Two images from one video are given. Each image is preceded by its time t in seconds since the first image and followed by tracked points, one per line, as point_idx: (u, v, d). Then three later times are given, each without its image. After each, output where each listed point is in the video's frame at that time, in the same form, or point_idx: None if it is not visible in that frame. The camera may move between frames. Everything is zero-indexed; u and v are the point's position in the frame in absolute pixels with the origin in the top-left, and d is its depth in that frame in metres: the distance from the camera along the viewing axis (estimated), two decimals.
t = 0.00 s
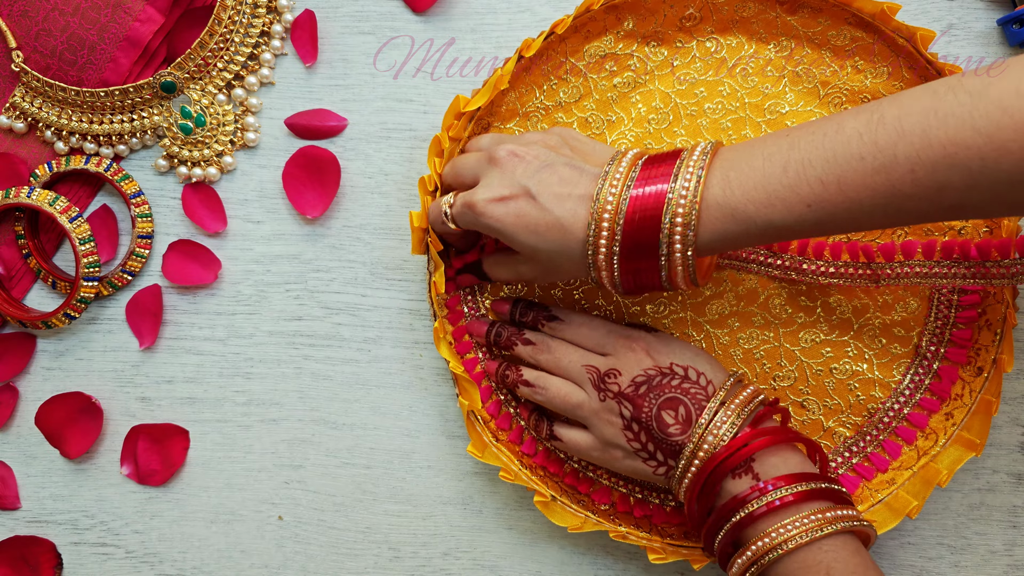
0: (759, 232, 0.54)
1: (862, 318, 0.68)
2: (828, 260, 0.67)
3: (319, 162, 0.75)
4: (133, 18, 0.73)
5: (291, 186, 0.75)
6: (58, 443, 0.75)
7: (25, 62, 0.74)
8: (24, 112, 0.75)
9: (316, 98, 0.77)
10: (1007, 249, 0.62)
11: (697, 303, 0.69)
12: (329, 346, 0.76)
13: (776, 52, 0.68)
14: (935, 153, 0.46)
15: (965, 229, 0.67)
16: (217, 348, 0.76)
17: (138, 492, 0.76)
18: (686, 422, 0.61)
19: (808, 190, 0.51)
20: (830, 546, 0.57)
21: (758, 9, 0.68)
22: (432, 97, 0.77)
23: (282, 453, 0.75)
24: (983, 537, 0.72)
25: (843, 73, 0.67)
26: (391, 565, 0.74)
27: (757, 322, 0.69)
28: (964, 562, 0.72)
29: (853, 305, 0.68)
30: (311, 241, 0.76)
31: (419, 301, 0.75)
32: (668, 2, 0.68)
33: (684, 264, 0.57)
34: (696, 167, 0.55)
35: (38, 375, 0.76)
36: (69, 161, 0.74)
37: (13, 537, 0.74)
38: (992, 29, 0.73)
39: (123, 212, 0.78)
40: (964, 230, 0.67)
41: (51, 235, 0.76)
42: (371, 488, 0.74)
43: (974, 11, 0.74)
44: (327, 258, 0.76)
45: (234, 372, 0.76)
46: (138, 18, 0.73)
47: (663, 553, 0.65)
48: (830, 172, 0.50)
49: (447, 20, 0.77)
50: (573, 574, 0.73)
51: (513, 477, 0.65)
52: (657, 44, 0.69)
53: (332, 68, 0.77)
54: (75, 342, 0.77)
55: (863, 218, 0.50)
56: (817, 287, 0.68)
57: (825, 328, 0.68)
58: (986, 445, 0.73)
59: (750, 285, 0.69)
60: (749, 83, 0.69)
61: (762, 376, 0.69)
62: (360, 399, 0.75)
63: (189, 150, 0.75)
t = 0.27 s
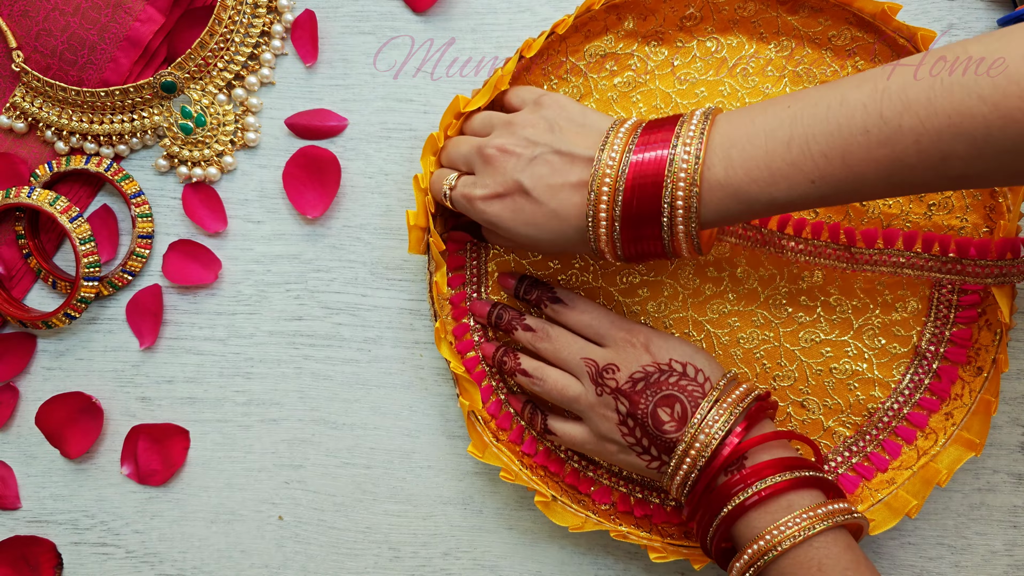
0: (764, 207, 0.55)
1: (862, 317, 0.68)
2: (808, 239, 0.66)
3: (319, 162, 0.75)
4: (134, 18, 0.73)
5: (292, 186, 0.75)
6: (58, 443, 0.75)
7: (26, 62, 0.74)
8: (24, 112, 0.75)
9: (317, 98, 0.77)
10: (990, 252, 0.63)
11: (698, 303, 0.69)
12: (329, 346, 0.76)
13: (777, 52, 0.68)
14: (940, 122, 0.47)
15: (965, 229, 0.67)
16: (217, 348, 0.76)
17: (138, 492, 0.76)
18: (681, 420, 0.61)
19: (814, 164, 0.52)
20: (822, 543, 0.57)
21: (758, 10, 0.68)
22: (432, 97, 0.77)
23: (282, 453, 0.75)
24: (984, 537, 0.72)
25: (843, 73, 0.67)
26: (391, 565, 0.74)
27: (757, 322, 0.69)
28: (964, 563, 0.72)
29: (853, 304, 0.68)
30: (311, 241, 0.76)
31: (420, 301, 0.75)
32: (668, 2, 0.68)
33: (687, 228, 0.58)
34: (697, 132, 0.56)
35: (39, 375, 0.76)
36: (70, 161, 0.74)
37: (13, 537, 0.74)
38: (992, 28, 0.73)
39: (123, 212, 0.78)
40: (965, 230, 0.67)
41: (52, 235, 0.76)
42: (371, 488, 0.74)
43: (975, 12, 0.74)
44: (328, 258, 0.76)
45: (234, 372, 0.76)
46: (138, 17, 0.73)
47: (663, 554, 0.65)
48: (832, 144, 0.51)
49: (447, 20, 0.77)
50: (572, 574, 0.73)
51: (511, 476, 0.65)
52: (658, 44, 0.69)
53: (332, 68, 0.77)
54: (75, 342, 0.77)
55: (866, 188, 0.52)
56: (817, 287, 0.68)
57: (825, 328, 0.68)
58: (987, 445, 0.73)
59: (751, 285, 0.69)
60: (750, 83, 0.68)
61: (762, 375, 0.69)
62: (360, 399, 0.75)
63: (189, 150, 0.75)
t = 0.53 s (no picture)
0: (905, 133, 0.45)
1: (862, 317, 0.68)
2: (810, 238, 0.67)
3: (320, 163, 0.75)
4: (135, 18, 0.74)
5: (293, 187, 0.75)
6: (59, 442, 0.75)
7: (27, 63, 0.74)
8: (25, 112, 0.75)
9: (317, 98, 0.77)
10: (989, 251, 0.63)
11: (698, 302, 0.69)
12: (330, 346, 0.76)
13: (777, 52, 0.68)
14: None
15: (965, 227, 0.66)
16: (218, 348, 0.76)
17: (138, 491, 0.76)
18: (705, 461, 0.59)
19: (880, 121, 0.45)
20: None
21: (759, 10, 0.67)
22: (432, 97, 0.77)
23: (282, 452, 0.75)
24: (983, 537, 0.72)
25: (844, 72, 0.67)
26: (392, 565, 0.74)
27: (756, 320, 0.69)
28: (964, 563, 0.72)
29: (854, 303, 0.68)
30: (311, 241, 0.76)
31: (420, 301, 0.75)
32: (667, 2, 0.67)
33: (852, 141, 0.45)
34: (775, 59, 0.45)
35: (39, 375, 0.76)
36: (71, 161, 0.74)
37: (13, 537, 0.75)
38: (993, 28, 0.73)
39: (124, 212, 0.78)
40: (966, 231, 0.66)
41: (53, 235, 0.76)
42: (371, 487, 0.74)
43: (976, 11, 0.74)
44: (328, 258, 0.76)
45: (234, 372, 0.76)
46: (139, 18, 0.74)
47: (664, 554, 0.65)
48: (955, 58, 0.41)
49: (448, 20, 0.77)
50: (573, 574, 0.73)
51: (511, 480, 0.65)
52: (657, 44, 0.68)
53: (332, 68, 0.77)
54: (76, 341, 0.77)
55: (943, 120, 0.44)
56: (817, 287, 0.68)
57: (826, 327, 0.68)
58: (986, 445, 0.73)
59: (751, 284, 0.69)
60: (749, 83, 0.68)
61: (762, 375, 0.69)
62: (361, 399, 0.75)
63: (190, 150, 0.75)
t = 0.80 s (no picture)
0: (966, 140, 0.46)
1: (892, 306, 0.68)
2: (841, 240, 0.68)
3: (320, 163, 0.75)
4: (135, 18, 0.74)
5: (294, 187, 0.75)
6: (59, 442, 0.75)
7: (27, 63, 0.74)
8: (25, 112, 0.75)
9: (318, 98, 0.77)
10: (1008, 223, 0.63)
11: (725, 321, 0.70)
12: (330, 346, 0.76)
13: (758, 62, 0.67)
14: None
15: (975, 202, 0.65)
16: (218, 348, 0.76)
17: (139, 491, 0.76)
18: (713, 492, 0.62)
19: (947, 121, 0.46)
20: None
21: (732, 23, 0.66)
22: (433, 97, 0.77)
23: (283, 452, 0.75)
24: (984, 537, 0.73)
25: (827, 71, 0.66)
26: (392, 565, 0.74)
27: (787, 325, 0.69)
28: (964, 562, 0.72)
29: (881, 295, 0.68)
30: (312, 241, 0.76)
31: (421, 301, 0.75)
32: (642, 32, 0.66)
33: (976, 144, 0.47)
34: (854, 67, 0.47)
35: (40, 375, 0.76)
36: (71, 161, 0.74)
37: (14, 537, 0.75)
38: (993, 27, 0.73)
39: (124, 212, 0.78)
40: (977, 204, 0.65)
41: (53, 235, 0.76)
42: (372, 487, 0.75)
43: (976, 11, 0.74)
44: (328, 258, 0.76)
45: (235, 371, 0.76)
46: (139, 18, 0.74)
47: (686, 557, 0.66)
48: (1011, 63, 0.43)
49: (448, 20, 0.77)
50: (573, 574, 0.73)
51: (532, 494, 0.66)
52: (640, 73, 0.68)
53: (333, 68, 0.77)
54: (76, 341, 0.77)
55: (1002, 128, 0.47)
56: (841, 284, 0.68)
57: (858, 321, 0.68)
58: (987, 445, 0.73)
59: (775, 293, 0.69)
60: (737, 97, 0.68)
61: (805, 381, 0.69)
62: (361, 399, 0.75)
63: (190, 150, 0.75)
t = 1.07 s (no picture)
0: None
1: (930, 283, 0.69)
2: (871, 232, 0.69)
3: (321, 163, 0.75)
4: (135, 18, 0.74)
5: (294, 187, 0.75)
6: (60, 443, 0.75)
7: (28, 63, 0.74)
8: (26, 112, 0.75)
9: (318, 98, 0.77)
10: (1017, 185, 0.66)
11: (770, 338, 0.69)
12: (330, 346, 0.76)
13: (735, 79, 0.69)
14: None
15: (983, 163, 0.68)
16: (218, 348, 0.76)
17: (139, 492, 0.76)
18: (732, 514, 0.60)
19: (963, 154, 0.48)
20: None
21: (701, 50, 0.68)
22: (433, 97, 0.77)
23: (283, 452, 0.75)
24: (984, 537, 0.72)
25: (804, 71, 0.68)
26: (392, 565, 0.74)
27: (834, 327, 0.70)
28: (965, 563, 0.72)
29: (916, 273, 0.69)
30: (312, 241, 0.76)
31: (421, 301, 0.75)
32: (618, 83, 0.68)
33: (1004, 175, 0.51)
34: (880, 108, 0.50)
35: (40, 375, 0.76)
36: (71, 161, 0.74)
37: (14, 537, 0.75)
38: (993, 27, 0.73)
39: (125, 212, 0.78)
40: (986, 162, 0.68)
41: (53, 235, 0.76)
42: (372, 487, 0.74)
43: (976, 10, 0.74)
44: (328, 258, 0.76)
45: (235, 372, 0.76)
46: (140, 18, 0.74)
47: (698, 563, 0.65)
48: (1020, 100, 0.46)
49: (449, 20, 0.77)
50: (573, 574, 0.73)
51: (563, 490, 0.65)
52: (625, 120, 0.69)
53: (333, 68, 0.77)
54: (77, 341, 0.77)
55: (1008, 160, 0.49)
56: (874, 273, 0.69)
57: (903, 305, 0.69)
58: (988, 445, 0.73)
59: (813, 299, 0.69)
60: (724, 117, 0.69)
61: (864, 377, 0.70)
62: (361, 399, 0.75)
63: (190, 150, 0.75)
